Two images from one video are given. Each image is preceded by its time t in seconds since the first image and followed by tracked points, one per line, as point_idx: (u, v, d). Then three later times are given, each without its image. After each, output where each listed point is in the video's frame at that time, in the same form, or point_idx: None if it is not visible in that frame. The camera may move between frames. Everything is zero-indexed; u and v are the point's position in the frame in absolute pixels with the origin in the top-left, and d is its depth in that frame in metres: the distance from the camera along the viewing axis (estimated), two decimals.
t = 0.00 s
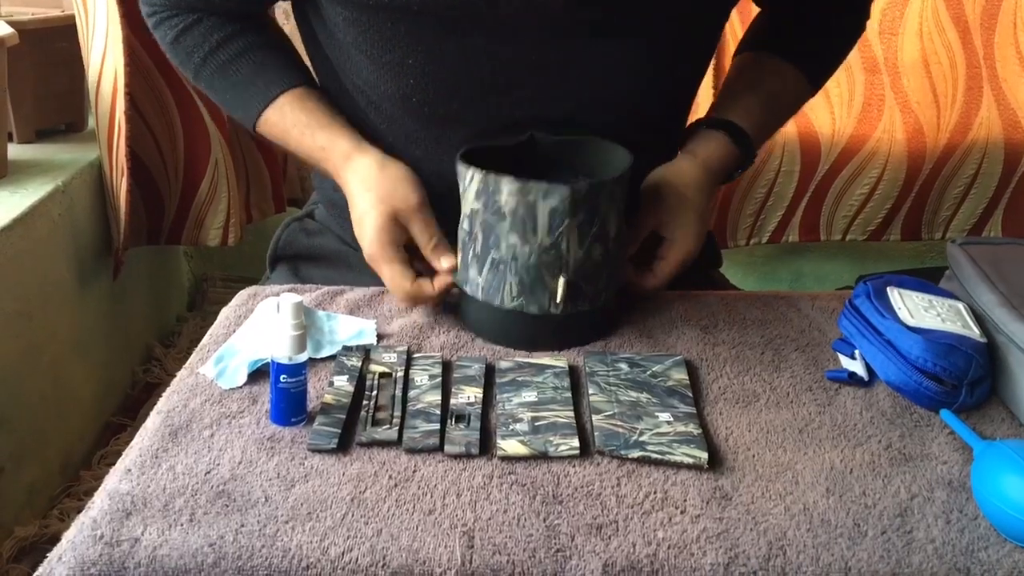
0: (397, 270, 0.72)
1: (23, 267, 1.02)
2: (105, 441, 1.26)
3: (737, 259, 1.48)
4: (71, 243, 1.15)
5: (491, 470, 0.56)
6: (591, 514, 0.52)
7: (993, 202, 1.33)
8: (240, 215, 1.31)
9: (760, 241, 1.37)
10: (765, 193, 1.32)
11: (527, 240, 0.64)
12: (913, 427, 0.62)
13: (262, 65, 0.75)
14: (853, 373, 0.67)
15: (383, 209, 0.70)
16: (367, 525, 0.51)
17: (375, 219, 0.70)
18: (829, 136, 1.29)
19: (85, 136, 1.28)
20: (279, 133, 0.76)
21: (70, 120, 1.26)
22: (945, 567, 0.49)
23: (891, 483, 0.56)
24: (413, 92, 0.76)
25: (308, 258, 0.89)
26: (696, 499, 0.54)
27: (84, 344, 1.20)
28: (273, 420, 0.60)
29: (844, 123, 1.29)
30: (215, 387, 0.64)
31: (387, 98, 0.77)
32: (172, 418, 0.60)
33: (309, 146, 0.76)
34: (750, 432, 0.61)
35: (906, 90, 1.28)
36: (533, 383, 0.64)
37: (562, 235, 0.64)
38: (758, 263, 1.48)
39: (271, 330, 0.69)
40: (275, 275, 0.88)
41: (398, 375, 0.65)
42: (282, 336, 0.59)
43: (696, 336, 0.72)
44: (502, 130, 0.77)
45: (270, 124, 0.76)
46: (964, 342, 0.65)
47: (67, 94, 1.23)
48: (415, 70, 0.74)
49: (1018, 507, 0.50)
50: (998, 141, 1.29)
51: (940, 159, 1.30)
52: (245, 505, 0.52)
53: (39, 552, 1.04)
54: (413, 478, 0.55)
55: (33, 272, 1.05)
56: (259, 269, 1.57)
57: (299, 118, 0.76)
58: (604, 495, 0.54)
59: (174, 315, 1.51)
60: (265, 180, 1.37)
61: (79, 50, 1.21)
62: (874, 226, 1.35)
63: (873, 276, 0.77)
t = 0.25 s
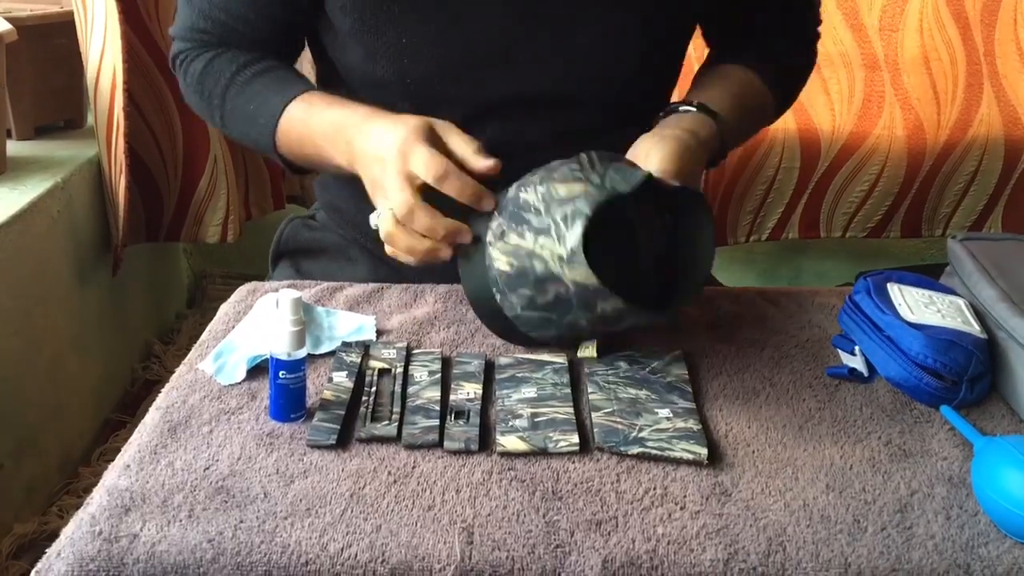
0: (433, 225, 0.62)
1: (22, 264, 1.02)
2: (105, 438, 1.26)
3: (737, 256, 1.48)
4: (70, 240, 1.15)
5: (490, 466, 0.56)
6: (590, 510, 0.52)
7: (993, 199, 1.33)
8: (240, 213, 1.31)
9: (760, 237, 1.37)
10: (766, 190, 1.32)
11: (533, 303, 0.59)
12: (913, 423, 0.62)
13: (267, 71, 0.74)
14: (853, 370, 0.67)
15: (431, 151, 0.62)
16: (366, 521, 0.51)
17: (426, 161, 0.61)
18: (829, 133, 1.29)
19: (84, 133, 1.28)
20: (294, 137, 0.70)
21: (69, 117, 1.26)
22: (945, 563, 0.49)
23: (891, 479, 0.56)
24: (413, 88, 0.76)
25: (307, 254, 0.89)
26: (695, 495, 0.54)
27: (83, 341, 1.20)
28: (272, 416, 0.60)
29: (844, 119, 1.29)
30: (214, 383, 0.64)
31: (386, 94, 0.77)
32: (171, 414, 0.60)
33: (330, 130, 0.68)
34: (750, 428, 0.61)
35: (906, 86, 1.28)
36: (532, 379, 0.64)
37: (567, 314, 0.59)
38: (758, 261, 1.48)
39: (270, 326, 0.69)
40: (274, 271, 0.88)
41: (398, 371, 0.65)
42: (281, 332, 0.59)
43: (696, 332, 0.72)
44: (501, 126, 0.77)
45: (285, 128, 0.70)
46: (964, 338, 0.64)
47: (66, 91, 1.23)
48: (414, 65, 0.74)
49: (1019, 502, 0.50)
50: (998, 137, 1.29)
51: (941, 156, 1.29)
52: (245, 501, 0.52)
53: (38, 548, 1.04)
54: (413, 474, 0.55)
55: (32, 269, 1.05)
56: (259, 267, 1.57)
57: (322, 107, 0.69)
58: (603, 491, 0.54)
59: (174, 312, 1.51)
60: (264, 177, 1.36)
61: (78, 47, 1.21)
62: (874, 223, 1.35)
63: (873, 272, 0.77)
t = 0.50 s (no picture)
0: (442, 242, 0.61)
1: (24, 263, 1.03)
2: (107, 437, 1.27)
3: (738, 255, 1.48)
4: (72, 239, 1.15)
5: (491, 465, 0.56)
6: (591, 508, 0.52)
7: (995, 197, 1.33)
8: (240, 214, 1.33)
9: (760, 236, 1.36)
10: (766, 189, 1.32)
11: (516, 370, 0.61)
12: (913, 421, 0.62)
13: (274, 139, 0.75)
14: (854, 368, 0.67)
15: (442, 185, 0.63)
16: (367, 519, 0.51)
17: (432, 184, 0.63)
18: (830, 132, 1.29)
19: (85, 133, 1.28)
20: (312, 212, 0.71)
21: (71, 117, 1.26)
22: (945, 560, 0.49)
23: (891, 477, 0.56)
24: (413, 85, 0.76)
25: (309, 254, 0.89)
26: (696, 493, 0.54)
27: (85, 341, 1.20)
28: (273, 415, 0.60)
29: (845, 117, 1.29)
30: (215, 382, 0.64)
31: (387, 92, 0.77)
32: (172, 413, 0.60)
33: (348, 198, 0.69)
34: (750, 426, 0.61)
35: (906, 84, 1.29)
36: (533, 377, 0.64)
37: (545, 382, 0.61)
38: (759, 259, 1.48)
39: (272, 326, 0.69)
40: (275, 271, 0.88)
41: (399, 370, 0.65)
42: (282, 331, 0.59)
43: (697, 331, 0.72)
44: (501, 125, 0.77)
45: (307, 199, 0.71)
46: (964, 336, 0.64)
47: (67, 91, 1.23)
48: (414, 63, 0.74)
49: (1019, 500, 0.50)
50: (998, 135, 1.29)
51: (941, 155, 1.29)
52: (246, 499, 0.52)
53: (41, 547, 1.05)
54: (414, 472, 0.55)
55: (34, 268, 1.05)
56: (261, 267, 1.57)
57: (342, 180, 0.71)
58: (604, 489, 0.54)
59: (175, 312, 1.52)
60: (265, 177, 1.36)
61: (80, 46, 1.21)
62: (874, 222, 1.35)
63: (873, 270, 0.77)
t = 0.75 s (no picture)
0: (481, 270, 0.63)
1: (25, 262, 1.03)
2: (107, 436, 1.27)
3: (738, 255, 1.48)
4: (72, 239, 1.15)
5: (491, 464, 0.56)
6: (591, 507, 0.52)
7: (994, 196, 1.33)
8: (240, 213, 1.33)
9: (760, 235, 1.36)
10: (767, 187, 1.32)
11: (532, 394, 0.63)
12: (913, 420, 0.62)
13: (248, 128, 0.74)
14: (854, 367, 0.67)
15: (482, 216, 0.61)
16: (367, 518, 0.51)
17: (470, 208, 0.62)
18: (830, 130, 1.29)
19: (85, 132, 1.28)
20: (304, 225, 0.68)
21: (71, 116, 1.26)
22: (945, 560, 0.49)
23: (891, 476, 0.56)
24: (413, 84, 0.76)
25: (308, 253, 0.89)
26: (696, 493, 0.54)
27: (86, 340, 1.20)
28: (273, 414, 0.60)
29: (845, 116, 1.29)
30: (215, 381, 0.64)
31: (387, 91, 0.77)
32: (173, 412, 0.60)
33: (347, 208, 0.66)
34: (750, 425, 0.61)
35: (907, 83, 1.28)
36: (533, 377, 0.64)
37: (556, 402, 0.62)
38: (759, 259, 1.48)
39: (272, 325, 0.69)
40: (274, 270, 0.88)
41: (399, 369, 0.65)
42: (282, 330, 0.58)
43: (697, 330, 0.72)
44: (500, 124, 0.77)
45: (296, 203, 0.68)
46: (964, 335, 0.64)
47: (67, 90, 1.23)
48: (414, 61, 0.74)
49: (1019, 499, 0.50)
50: (998, 134, 1.29)
51: (941, 153, 1.29)
52: (246, 498, 0.52)
53: (41, 546, 1.05)
54: (414, 471, 0.55)
55: (34, 267, 1.05)
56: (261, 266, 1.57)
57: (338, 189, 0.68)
58: (604, 489, 0.54)
59: (176, 311, 1.52)
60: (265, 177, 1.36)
61: (80, 45, 1.21)
62: (874, 220, 1.35)
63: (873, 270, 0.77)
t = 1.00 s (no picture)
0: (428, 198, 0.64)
1: (23, 258, 1.02)
2: (106, 433, 1.27)
3: (738, 253, 1.50)
4: (71, 235, 1.15)
5: (490, 460, 0.56)
6: (590, 504, 0.52)
7: (993, 195, 1.34)
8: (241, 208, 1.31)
9: (760, 234, 1.37)
10: (766, 188, 1.32)
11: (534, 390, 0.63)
12: (912, 418, 0.62)
13: (229, 80, 0.74)
14: (853, 365, 0.67)
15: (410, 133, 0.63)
16: (366, 514, 0.51)
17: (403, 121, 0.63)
18: (829, 130, 1.28)
19: (85, 129, 1.28)
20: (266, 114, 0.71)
21: (70, 113, 1.26)
22: (944, 556, 0.49)
23: (890, 474, 0.56)
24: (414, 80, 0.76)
25: (307, 250, 0.89)
26: (695, 489, 0.54)
27: (84, 337, 1.20)
28: (273, 410, 0.60)
29: (844, 115, 1.28)
30: (214, 377, 0.64)
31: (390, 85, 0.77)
32: (172, 408, 0.60)
33: (301, 107, 0.69)
34: (750, 422, 0.61)
35: (906, 83, 1.27)
36: (532, 374, 0.64)
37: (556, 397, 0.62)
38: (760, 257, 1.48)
39: (271, 321, 0.69)
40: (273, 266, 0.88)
41: (398, 365, 0.65)
42: (281, 326, 0.58)
43: (696, 327, 0.72)
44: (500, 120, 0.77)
45: (257, 110, 0.71)
46: (964, 333, 0.64)
47: (66, 86, 1.23)
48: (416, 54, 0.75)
49: (1019, 497, 0.50)
50: (997, 132, 1.29)
51: (941, 152, 1.30)
52: (245, 494, 0.52)
53: (39, 543, 1.05)
54: (413, 468, 0.55)
55: (33, 264, 1.05)
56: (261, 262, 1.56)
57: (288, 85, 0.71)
58: (603, 485, 0.54)
59: (174, 309, 1.51)
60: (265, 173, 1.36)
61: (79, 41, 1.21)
62: (873, 219, 1.35)
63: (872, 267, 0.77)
